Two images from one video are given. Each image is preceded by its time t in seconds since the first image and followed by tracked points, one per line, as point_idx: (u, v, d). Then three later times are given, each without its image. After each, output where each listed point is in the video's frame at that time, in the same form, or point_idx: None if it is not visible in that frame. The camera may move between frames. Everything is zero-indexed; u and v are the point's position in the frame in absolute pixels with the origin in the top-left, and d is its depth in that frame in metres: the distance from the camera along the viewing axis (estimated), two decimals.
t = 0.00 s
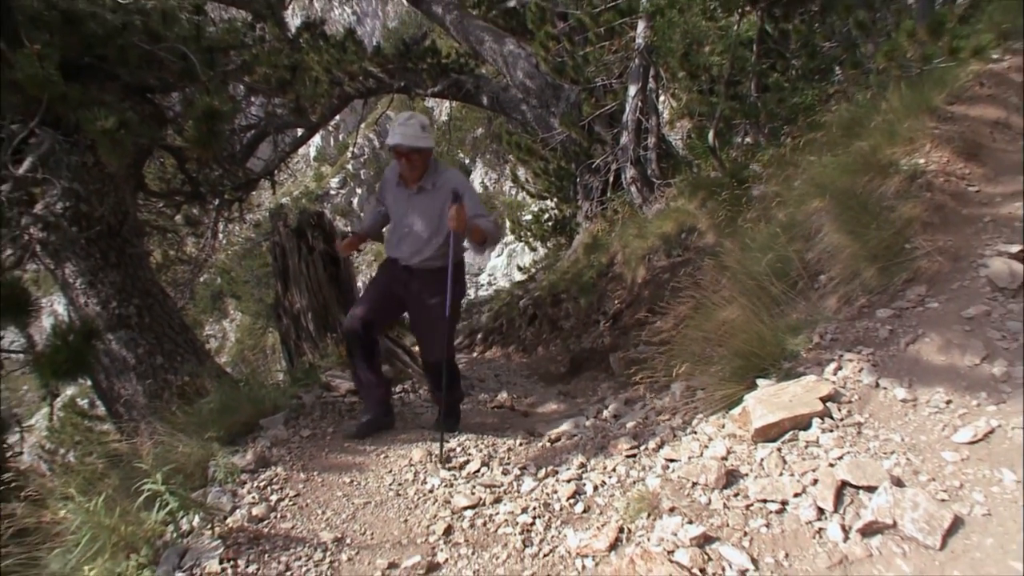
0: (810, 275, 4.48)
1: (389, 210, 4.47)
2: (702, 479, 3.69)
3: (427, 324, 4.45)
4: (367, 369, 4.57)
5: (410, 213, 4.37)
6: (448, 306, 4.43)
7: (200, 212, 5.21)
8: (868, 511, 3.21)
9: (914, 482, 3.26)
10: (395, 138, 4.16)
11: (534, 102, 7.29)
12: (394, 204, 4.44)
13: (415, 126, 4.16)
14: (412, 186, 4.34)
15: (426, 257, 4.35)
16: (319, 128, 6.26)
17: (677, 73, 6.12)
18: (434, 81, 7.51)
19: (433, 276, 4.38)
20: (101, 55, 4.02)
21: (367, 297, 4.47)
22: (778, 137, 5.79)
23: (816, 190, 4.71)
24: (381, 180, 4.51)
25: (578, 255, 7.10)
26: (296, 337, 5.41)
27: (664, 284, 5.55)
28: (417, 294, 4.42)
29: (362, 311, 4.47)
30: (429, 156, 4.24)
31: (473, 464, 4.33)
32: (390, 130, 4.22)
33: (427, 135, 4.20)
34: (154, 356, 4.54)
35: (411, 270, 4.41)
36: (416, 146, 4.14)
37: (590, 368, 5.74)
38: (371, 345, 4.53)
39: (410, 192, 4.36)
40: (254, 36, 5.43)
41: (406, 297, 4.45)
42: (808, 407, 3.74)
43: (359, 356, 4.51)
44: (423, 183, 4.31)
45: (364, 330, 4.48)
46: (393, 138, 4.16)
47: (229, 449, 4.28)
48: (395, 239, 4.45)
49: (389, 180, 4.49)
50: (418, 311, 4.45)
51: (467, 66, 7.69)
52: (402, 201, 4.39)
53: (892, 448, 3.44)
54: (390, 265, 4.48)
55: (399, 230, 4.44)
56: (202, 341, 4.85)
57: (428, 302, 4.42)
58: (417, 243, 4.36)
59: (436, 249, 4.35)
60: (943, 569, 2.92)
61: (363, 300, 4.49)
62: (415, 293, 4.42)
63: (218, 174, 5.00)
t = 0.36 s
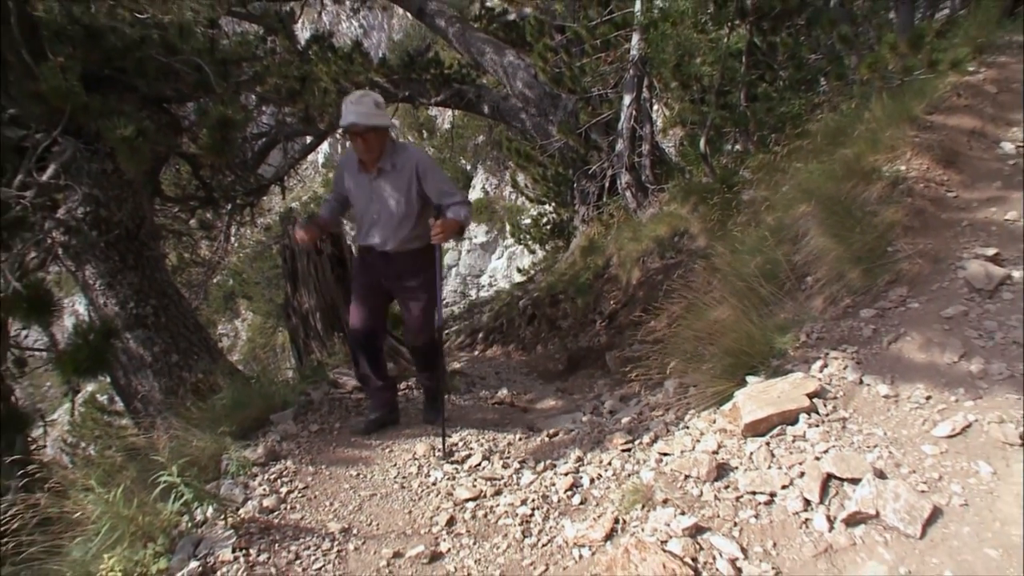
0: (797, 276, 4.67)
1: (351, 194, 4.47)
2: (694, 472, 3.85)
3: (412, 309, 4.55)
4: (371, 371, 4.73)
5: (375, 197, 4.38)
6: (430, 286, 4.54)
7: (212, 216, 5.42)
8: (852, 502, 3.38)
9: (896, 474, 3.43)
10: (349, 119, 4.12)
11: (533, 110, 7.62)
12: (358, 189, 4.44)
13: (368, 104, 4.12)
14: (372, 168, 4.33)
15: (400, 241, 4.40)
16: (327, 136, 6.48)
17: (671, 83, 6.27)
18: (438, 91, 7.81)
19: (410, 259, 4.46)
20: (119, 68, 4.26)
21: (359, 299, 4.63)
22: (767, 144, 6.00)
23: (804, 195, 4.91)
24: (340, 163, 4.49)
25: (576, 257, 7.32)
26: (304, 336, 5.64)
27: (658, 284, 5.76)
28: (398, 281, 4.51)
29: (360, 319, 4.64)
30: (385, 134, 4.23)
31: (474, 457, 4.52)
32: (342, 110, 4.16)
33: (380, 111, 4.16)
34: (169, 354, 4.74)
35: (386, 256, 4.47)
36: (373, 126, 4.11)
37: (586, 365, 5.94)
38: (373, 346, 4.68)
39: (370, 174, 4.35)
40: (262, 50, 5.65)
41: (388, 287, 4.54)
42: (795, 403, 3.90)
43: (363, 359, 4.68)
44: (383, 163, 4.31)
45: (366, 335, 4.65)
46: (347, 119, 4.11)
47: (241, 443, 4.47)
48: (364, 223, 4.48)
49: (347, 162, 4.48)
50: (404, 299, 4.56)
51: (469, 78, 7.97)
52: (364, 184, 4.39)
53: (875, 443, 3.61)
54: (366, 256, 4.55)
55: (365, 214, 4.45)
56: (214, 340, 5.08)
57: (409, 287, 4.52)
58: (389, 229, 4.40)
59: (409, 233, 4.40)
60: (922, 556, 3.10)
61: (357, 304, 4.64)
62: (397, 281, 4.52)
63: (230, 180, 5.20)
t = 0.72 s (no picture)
0: (785, 278, 4.86)
1: (334, 179, 4.48)
2: (687, 466, 4.02)
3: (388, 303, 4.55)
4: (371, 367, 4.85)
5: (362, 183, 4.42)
6: (409, 278, 4.56)
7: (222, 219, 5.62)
8: (838, 494, 3.54)
9: (880, 467, 3.59)
10: (349, 100, 4.18)
11: (532, 118, 7.70)
12: (343, 176, 4.46)
13: (367, 87, 4.22)
14: (362, 154, 4.40)
15: (386, 229, 4.45)
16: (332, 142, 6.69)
17: (664, 91, 6.61)
18: (440, 100, 8.18)
19: (390, 250, 4.52)
20: (137, 78, 4.46)
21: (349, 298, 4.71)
22: (757, 151, 6.22)
23: (793, 200, 5.11)
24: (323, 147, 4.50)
25: (573, 259, 7.52)
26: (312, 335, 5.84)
27: (652, 285, 5.96)
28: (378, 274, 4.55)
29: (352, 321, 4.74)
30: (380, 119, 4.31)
31: (475, 452, 4.71)
32: (339, 91, 4.21)
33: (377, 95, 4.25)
34: (184, 352, 4.94)
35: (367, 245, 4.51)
36: (373, 108, 4.21)
37: (583, 363, 6.13)
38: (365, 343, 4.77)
39: (360, 160, 4.42)
40: (270, 61, 5.87)
41: (365, 281, 4.56)
42: (784, 400, 4.07)
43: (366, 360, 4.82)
44: (375, 149, 4.39)
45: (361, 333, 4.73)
46: (347, 100, 4.17)
47: (252, 438, 4.65)
48: (346, 210, 4.49)
49: (333, 146, 4.50)
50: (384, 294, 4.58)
51: (471, 87, 8.29)
52: (352, 169, 4.42)
53: (859, 437, 3.78)
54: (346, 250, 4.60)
55: (350, 200, 4.47)
56: (225, 339, 5.29)
57: (387, 280, 4.54)
58: (374, 216, 4.44)
59: (395, 221, 4.46)
60: (904, 545, 3.26)
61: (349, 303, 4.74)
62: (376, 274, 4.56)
63: (241, 185, 5.39)
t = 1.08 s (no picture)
0: (775, 278, 5.06)
1: (328, 194, 4.34)
2: (680, 460, 4.19)
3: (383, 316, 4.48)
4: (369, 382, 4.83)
5: (359, 194, 4.31)
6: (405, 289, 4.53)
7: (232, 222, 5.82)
8: (824, 486, 3.71)
9: (864, 460, 3.77)
10: (349, 111, 4.01)
11: (532, 126, 7.88)
12: (336, 187, 4.32)
13: (366, 97, 4.07)
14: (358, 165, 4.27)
15: (383, 239, 4.39)
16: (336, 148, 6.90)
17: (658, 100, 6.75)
18: (443, 108, 8.36)
19: (383, 262, 4.48)
20: (153, 88, 4.70)
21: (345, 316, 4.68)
22: (747, 158, 6.45)
23: (782, 204, 5.31)
24: (311, 159, 4.29)
25: (571, 260, 7.72)
26: (319, 334, 6.03)
27: (647, 286, 6.16)
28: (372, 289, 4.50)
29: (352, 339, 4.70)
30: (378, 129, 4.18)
31: (476, 445, 4.91)
32: (338, 103, 4.02)
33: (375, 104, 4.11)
34: (196, 350, 5.14)
35: (362, 259, 4.44)
36: (376, 119, 4.08)
37: (581, 361, 6.33)
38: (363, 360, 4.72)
39: (355, 171, 4.29)
40: (278, 71, 6.08)
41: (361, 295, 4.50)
42: (773, 395, 4.25)
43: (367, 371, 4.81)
44: (371, 160, 4.27)
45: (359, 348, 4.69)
46: (349, 112, 4.01)
47: (262, 433, 4.84)
48: (341, 224, 4.37)
49: (322, 159, 4.31)
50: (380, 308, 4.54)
51: (472, 95, 8.51)
52: (348, 183, 4.30)
53: (845, 431, 3.95)
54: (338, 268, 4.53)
55: (345, 213, 4.35)
56: (237, 338, 5.49)
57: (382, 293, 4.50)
58: (371, 230, 4.37)
59: (393, 232, 4.41)
60: (887, 533, 3.41)
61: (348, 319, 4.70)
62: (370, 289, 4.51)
63: (252, 190, 5.59)
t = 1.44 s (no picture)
0: (763, 281, 5.27)
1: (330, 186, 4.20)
2: (674, 454, 4.34)
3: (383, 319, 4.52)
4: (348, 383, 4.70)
5: (364, 188, 4.21)
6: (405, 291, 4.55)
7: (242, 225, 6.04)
8: (811, 478, 3.88)
9: (849, 453, 3.94)
10: (361, 99, 3.90)
11: (531, 133, 8.19)
12: (340, 179, 4.20)
13: (377, 84, 3.97)
14: (364, 156, 4.17)
15: (386, 236, 4.32)
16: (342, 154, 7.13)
17: (652, 108, 7.02)
18: (446, 116, 8.83)
19: (388, 263, 4.40)
20: (168, 97, 5.07)
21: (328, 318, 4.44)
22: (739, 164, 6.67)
23: (772, 209, 5.53)
24: (314, 148, 4.16)
25: (569, 262, 7.94)
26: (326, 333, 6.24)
27: (642, 287, 6.39)
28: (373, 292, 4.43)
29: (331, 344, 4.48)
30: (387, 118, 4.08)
31: (477, 440, 5.11)
32: (348, 91, 3.91)
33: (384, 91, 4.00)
34: (210, 348, 5.45)
35: (363, 256, 4.33)
36: (386, 107, 3.98)
37: (578, 359, 6.54)
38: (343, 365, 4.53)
39: (361, 163, 4.18)
40: (288, 82, 6.32)
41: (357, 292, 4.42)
42: (762, 392, 4.44)
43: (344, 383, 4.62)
44: (379, 152, 4.18)
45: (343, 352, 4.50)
46: (360, 99, 3.90)
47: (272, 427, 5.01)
48: (343, 218, 4.23)
49: (325, 149, 4.18)
50: (376, 311, 4.50)
51: (472, 104, 8.98)
52: (354, 175, 4.18)
53: (831, 426, 4.14)
54: (334, 267, 4.36)
55: (348, 207, 4.23)
56: (248, 335, 5.83)
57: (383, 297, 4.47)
58: (376, 228, 4.28)
59: (396, 227, 4.33)
60: (869, 524, 3.57)
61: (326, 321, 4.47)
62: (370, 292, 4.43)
63: (262, 195, 5.81)
